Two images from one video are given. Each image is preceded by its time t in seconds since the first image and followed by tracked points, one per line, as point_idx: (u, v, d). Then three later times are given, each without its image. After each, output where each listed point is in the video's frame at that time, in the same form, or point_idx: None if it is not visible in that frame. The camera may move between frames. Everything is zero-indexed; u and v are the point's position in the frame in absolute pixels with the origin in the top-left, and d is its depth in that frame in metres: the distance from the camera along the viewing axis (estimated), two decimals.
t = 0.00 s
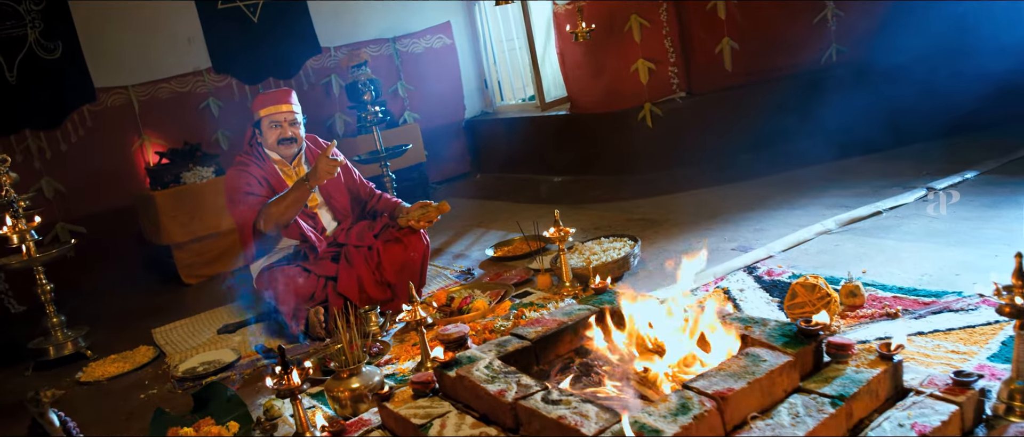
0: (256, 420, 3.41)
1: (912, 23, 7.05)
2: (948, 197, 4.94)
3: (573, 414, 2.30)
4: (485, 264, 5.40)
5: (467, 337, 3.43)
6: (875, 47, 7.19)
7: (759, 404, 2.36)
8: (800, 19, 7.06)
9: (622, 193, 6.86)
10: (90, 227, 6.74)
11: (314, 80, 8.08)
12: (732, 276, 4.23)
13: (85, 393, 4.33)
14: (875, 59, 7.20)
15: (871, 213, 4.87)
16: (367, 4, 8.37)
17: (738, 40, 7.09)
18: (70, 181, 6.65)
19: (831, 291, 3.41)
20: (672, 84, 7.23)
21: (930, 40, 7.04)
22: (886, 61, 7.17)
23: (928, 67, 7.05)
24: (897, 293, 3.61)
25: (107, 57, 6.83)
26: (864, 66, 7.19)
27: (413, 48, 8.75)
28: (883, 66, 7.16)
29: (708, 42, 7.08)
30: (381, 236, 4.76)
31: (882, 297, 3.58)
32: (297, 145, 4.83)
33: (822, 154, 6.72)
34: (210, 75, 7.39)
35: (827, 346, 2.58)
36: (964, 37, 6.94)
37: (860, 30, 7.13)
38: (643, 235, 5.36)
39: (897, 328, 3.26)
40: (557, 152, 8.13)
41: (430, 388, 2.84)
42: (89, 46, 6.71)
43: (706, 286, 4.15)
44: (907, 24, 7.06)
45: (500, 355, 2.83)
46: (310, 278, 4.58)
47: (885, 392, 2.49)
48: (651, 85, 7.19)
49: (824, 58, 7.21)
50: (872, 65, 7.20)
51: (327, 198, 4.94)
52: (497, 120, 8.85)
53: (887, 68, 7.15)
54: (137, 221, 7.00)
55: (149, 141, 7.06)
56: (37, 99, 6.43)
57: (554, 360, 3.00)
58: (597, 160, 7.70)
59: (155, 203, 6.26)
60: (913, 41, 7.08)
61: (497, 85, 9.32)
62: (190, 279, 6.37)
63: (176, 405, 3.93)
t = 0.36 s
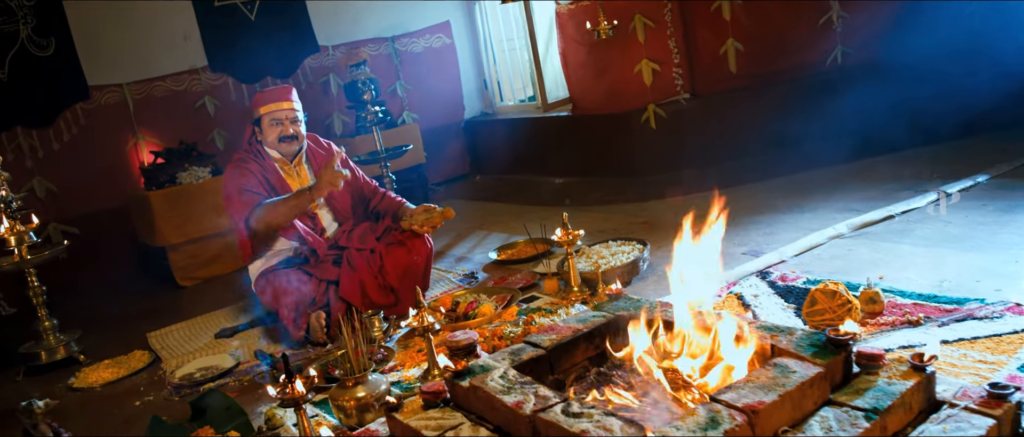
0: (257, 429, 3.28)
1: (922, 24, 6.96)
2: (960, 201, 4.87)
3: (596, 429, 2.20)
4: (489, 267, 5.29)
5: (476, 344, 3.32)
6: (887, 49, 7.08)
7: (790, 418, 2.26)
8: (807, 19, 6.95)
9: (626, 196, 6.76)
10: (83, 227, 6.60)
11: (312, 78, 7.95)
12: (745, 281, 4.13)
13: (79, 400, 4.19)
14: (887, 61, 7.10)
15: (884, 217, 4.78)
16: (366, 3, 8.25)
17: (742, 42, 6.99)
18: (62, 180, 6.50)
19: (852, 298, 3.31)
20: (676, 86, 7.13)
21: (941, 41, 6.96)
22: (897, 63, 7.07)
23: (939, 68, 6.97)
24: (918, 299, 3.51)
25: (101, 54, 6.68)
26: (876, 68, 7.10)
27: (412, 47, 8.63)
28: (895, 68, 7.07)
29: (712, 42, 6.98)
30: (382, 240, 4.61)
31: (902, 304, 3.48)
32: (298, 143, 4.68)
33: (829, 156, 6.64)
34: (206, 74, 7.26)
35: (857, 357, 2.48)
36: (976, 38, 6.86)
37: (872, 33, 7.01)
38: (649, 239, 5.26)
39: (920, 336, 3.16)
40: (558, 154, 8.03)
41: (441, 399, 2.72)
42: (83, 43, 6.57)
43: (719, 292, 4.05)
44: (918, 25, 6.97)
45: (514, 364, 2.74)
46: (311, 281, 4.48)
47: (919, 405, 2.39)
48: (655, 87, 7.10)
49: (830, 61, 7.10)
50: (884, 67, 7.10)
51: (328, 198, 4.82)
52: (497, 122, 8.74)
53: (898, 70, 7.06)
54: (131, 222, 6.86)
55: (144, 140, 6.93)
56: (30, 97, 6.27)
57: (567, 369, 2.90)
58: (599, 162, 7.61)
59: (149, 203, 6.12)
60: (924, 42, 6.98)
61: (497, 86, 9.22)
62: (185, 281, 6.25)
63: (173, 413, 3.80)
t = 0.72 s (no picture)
0: None
1: (932, 24, 6.78)
2: (972, 206, 4.78)
3: None
4: (490, 271, 5.17)
5: (483, 353, 3.20)
6: (894, 50, 6.93)
7: (821, 433, 2.14)
8: (811, 20, 6.86)
9: (627, 199, 6.65)
10: (73, 229, 6.45)
11: (307, 78, 7.81)
12: (756, 288, 4.03)
13: (68, 408, 4.05)
14: (895, 62, 6.93)
15: (895, 222, 4.69)
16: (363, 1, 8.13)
17: (745, 43, 6.91)
18: (52, 180, 6.35)
19: (873, 307, 3.19)
20: (678, 87, 7.03)
21: (953, 41, 6.75)
22: (906, 65, 6.89)
23: (952, 68, 6.71)
24: (937, 308, 3.41)
25: (92, 52, 6.53)
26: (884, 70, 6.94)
27: (409, 47, 8.50)
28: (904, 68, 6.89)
29: (715, 44, 6.89)
30: (382, 242, 4.48)
31: (921, 313, 3.39)
32: (295, 140, 4.57)
33: (833, 160, 6.54)
34: (200, 73, 7.12)
35: (886, 369, 2.37)
36: (991, 36, 6.59)
37: (876, 35, 6.90)
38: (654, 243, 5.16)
39: (942, 346, 3.06)
40: (558, 156, 7.92)
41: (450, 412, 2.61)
42: (74, 40, 6.42)
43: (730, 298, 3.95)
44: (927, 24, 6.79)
45: (527, 376, 2.63)
46: (309, 283, 4.31)
47: (952, 420, 2.28)
48: (656, 88, 7.00)
49: (834, 62, 6.98)
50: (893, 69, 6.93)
51: (326, 200, 4.69)
52: (496, 123, 8.62)
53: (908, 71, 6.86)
54: (122, 223, 6.72)
55: (136, 139, 6.79)
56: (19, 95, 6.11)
57: (580, 381, 2.79)
58: (600, 165, 7.50)
59: (141, 204, 5.97)
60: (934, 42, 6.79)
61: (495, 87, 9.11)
62: (178, 285, 6.10)
63: (167, 422, 3.66)
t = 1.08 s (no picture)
0: None
1: (937, 28, 6.68)
2: (982, 215, 4.70)
3: None
4: (490, 277, 5.05)
5: (488, 364, 3.08)
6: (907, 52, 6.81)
7: None
8: (812, 26, 6.75)
9: (628, 204, 6.55)
10: (61, 229, 6.29)
11: (302, 77, 7.66)
12: (766, 297, 3.92)
13: (53, 416, 3.90)
14: (908, 64, 6.81)
15: (904, 231, 4.60)
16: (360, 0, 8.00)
17: (748, 47, 6.79)
18: (39, 180, 6.19)
19: (891, 318, 3.09)
20: (680, 91, 6.94)
21: (959, 44, 6.66)
22: (919, 67, 6.78)
23: (955, 74, 6.67)
24: (955, 320, 3.32)
25: (82, 48, 6.37)
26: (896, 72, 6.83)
27: (406, 47, 8.37)
28: (917, 71, 6.78)
29: (717, 47, 6.80)
30: (382, 246, 4.33)
31: (937, 325, 3.30)
32: (302, 139, 4.42)
33: (837, 166, 6.45)
34: (193, 71, 6.97)
35: (916, 387, 2.28)
36: (1000, 40, 6.52)
37: (886, 38, 6.77)
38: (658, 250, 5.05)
39: (963, 360, 2.97)
40: (556, 159, 7.82)
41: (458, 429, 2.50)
42: (63, 36, 6.26)
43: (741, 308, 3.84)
44: (941, 25, 6.67)
45: (537, 390, 2.52)
46: (306, 288, 4.14)
47: None
48: (658, 91, 6.91)
49: (836, 68, 6.87)
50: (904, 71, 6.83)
51: (327, 201, 4.56)
52: (493, 125, 8.51)
53: (920, 74, 6.77)
54: (112, 223, 6.56)
55: (126, 138, 6.62)
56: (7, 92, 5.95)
57: (591, 395, 2.69)
58: (599, 169, 7.40)
59: (131, 205, 5.82)
60: (947, 44, 6.68)
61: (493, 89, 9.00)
62: (168, 288, 5.95)
63: (157, 433, 3.52)
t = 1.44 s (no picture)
0: None
1: (949, 31, 6.54)
2: (995, 226, 4.60)
3: None
4: (491, 280, 4.93)
5: (494, 373, 2.96)
6: (915, 55, 6.70)
7: None
8: (821, 32, 6.69)
9: (631, 208, 6.45)
10: (51, 223, 6.14)
11: (300, 73, 7.53)
12: (777, 307, 3.82)
13: (40, 418, 3.76)
14: (919, 67, 6.68)
15: (916, 241, 4.50)
16: None
17: (753, 51, 6.68)
18: (29, 173, 6.04)
19: (911, 332, 2.98)
20: (685, 94, 6.83)
21: (974, 46, 6.45)
22: (931, 70, 6.64)
23: (969, 76, 6.47)
24: (975, 335, 3.22)
25: (75, 38, 6.23)
26: (904, 76, 6.72)
27: (406, 45, 8.24)
28: (926, 74, 6.64)
29: (723, 50, 6.69)
30: (380, 247, 4.20)
31: (957, 339, 3.20)
32: (300, 136, 4.28)
33: (844, 173, 6.36)
34: (189, 64, 6.83)
35: (949, 407, 2.20)
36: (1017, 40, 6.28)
37: (894, 41, 6.69)
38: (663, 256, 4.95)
39: (987, 378, 2.87)
40: (557, 161, 7.71)
41: None
42: (56, 26, 6.11)
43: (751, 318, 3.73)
44: (950, 26, 6.51)
45: (550, 404, 2.41)
46: (302, 292, 4.04)
47: None
48: (662, 94, 6.80)
49: (841, 74, 6.78)
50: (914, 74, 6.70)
51: (326, 202, 4.44)
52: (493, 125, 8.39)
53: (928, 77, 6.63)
54: (103, 218, 6.42)
55: (119, 131, 6.48)
56: None
57: (604, 407, 2.58)
58: (601, 171, 7.30)
59: (123, 200, 5.67)
60: (957, 44, 6.50)
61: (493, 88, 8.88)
62: (159, 285, 5.81)
63: None
